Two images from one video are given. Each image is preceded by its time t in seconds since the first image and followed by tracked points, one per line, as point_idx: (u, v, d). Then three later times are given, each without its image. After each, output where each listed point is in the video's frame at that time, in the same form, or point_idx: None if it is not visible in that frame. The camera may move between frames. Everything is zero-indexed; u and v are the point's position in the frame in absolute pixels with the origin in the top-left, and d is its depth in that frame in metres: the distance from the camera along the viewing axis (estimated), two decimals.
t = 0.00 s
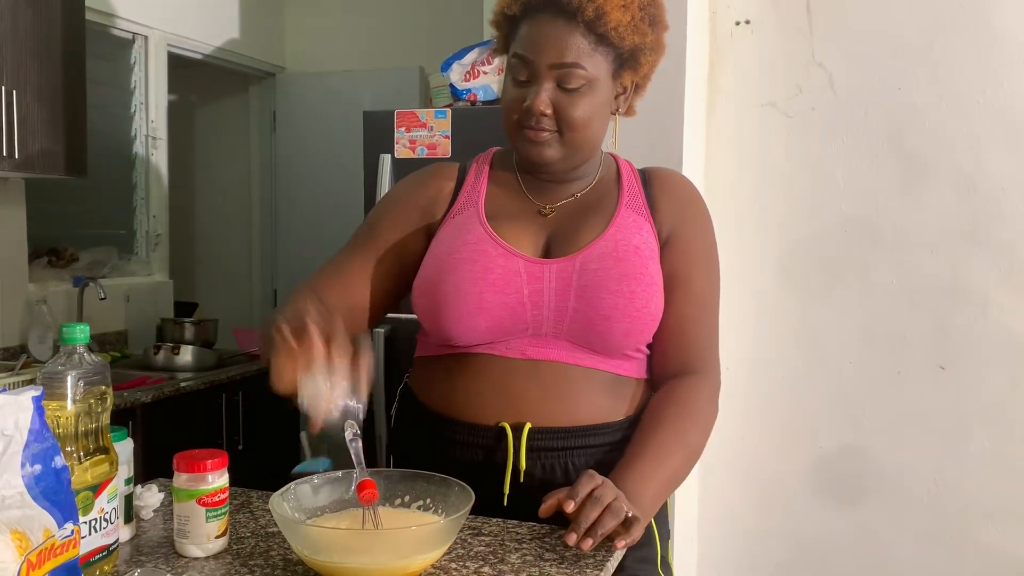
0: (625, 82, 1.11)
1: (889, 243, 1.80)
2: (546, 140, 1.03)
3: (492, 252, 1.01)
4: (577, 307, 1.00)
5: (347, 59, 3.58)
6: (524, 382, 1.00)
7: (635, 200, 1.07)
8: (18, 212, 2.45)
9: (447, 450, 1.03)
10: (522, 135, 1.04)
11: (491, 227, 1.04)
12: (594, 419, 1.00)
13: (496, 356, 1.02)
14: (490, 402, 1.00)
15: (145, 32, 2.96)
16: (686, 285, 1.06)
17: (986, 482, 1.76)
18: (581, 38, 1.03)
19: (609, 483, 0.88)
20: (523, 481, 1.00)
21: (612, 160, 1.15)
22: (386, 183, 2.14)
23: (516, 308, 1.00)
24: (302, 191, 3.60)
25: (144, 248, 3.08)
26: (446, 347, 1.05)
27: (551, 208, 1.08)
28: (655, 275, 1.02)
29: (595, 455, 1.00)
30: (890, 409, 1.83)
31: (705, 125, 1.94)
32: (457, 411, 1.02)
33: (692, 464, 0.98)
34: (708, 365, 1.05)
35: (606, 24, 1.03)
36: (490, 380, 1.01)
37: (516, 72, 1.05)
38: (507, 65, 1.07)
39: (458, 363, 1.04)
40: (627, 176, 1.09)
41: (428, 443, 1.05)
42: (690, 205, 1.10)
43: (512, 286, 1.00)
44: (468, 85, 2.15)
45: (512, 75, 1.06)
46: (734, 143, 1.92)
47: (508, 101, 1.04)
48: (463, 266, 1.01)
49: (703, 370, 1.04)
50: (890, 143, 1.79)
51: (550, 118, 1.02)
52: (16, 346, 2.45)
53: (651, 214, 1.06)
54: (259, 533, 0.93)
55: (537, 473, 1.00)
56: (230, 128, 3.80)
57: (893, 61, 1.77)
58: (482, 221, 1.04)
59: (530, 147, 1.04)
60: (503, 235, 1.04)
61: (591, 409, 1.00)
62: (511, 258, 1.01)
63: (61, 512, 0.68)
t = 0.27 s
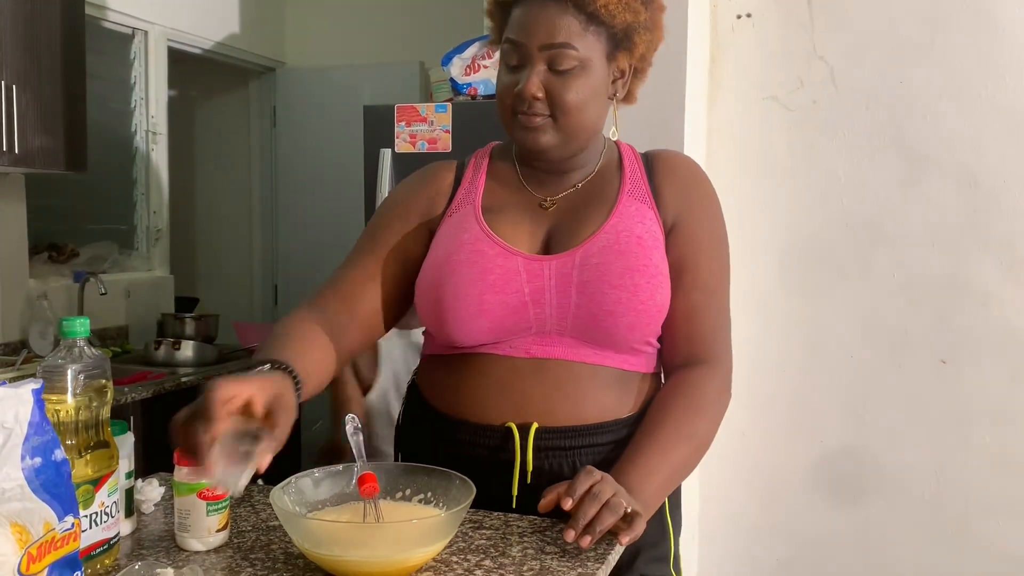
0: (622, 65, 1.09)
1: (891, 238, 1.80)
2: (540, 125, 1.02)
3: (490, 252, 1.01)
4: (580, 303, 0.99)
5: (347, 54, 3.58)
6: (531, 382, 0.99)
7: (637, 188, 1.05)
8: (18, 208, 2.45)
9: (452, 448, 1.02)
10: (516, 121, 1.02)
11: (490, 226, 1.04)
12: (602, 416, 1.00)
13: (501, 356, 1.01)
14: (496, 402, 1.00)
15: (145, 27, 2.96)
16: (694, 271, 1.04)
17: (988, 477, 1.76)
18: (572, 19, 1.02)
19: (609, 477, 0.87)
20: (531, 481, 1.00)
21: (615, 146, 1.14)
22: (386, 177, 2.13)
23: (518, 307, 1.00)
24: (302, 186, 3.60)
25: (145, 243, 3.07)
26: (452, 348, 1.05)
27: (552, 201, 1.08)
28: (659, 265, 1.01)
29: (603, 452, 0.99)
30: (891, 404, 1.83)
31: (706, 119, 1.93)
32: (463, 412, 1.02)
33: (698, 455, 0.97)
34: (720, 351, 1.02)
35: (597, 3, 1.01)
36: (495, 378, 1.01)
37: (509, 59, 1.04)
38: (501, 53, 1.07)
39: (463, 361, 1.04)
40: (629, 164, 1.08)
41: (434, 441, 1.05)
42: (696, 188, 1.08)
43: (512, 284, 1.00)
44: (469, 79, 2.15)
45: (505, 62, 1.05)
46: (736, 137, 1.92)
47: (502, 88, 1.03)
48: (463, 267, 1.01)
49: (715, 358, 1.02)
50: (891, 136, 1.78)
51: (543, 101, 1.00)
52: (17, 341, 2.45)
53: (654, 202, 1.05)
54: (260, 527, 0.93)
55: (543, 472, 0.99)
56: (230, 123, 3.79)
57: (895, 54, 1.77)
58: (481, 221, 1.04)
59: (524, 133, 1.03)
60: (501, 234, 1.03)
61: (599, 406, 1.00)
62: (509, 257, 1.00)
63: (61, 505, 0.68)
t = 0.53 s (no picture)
0: (625, 47, 1.04)
1: (892, 232, 1.80)
2: (543, 115, 0.99)
3: (500, 255, 0.98)
4: (594, 304, 0.98)
5: (347, 48, 3.57)
6: (541, 382, 0.98)
7: (648, 176, 1.02)
8: (18, 203, 2.44)
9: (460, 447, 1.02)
10: (518, 111, 1.00)
11: (498, 225, 1.01)
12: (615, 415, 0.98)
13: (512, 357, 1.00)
14: (506, 403, 0.99)
15: (145, 21, 2.94)
16: (707, 259, 1.00)
17: (988, 471, 1.76)
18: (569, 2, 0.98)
19: (611, 475, 0.86)
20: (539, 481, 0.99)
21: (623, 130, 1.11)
22: (387, 173, 2.13)
23: (531, 310, 0.98)
24: (302, 182, 3.59)
25: (146, 238, 3.05)
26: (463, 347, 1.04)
27: (561, 194, 1.05)
28: (673, 257, 0.98)
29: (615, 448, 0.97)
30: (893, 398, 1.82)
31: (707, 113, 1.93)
32: (470, 412, 1.01)
33: (707, 449, 0.94)
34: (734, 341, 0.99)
35: None
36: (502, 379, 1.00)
37: (507, 47, 1.01)
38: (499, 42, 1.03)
39: (470, 359, 1.03)
40: (638, 150, 1.05)
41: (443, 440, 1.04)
42: (707, 172, 1.04)
43: (525, 289, 0.98)
44: (469, 74, 2.15)
45: (503, 50, 1.02)
46: (737, 132, 1.91)
47: (502, 77, 1.00)
48: (471, 271, 0.99)
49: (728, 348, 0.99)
50: (893, 131, 1.78)
51: (544, 90, 0.97)
52: (18, 336, 2.45)
53: (665, 189, 1.02)
54: (261, 521, 0.93)
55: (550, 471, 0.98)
56: (231, 119, 3.78)
57: (896, 49, 1.76)
58: (488, 221, 1.01)
59: (526, 123, 1.00)
60: (512, 235, 1.01)
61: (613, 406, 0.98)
62: (519, 260, 0.98)
63: (62, 499, 0.68)
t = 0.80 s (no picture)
0: (650, 32, 1.02)
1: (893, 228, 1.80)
2: (568, 109, 0.98)
3: (509, 234, 0.98)
4: (603, 285, 0.94)
5: (348, 44, 3.56)
6: (549, 371, 0.95)
7: (671, 160, 0.98)
8: (19, 199, 2.44)
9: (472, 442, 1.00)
10: (542, 104, 0.99)
11: (509, 205, 1.01)
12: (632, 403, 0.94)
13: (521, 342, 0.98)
14: (517, 391, 0.97)
15: (145, 17, 2.94)
16: (737, 250, 0.95)
17: (989, 467, 1.76)
18: None
19: (613, 478, 0.86)
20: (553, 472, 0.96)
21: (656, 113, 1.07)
22: (388, 168, 2.13)
23: (539, 290, 0.96)
24: (302, 178, 3.59)
25: (146, 234, 3.05)
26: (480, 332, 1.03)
27: (580, 177, 1.03)
28: (691, 243, 0.94)
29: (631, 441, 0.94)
30: (894, 394, 1.82)
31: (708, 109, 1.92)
32: (486, 403, 0.99)
33: (728, 446, 0.92)
34: (769, 334, 0.94)
35: None
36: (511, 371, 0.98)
37: (529, 40, 1.00)
38: (522, 33, 1.03)
39: (479, 350, 1.03)
40: (665, 133, 1.01)
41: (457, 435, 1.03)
42: (738, 154, 0.97)
43: (532, 267, 0.97)
44: (470, 69, 2.15)
45: (525, 43, 1.01)
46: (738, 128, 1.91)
47: (525, 70, 1.00)
48: (483, 248, 0.99)
49: (763, 342, 0.94)
50: (895, 127, 1.77)
51: (568, 84, 0.97)
52: (18, 332, 2.45)
53: (688, 173, 0.97)
54: (263, 516, 0.93)
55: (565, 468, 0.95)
56: (231, 114, 3.78)
57: (897, 45, 1.76)
58: (500, 200, 1.01)
59: (552, 116, 1.00)
60: (524, 215, 1.00)
61: (630, 393, 0.94)
62: (529, 237, 0.97)
63: (64, 493, 0.67)
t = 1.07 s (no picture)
0: (672, 40, 0.99)
1: (891, 229, 1.80)
2: (591, 121, 0.98)
3: (506, 232, 1.00)
4: (583, 291, 0.93)
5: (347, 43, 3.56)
6: (532, 366, 0.96)
7: (690, 182, 0.94)
8: (19, 198, 2.45)
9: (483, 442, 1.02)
10: (568, 117, 1.00)
11: (515, 210, 1.03)
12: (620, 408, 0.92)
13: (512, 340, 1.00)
14: (510, 386, 0.98)
15: (145, 15, 2.94)
16: (760, 280, 0.88)
17: (986, 468, 1.77)
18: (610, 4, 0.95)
19: (612, 475, 0.79)
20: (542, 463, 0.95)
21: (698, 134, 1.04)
22: (387, 168, 2.13)
23: (524, 289, 0.97)
24: (301, 176, 3.60)
25: (145, 232, 3.06)
26: (490, 329, 1.06)
27: (597, 186, 1.03)
28: (685, 263, 0.90)
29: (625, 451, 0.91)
30: (892, 395, 1.82)
31: (706, 108, 1.92)
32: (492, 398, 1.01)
33: (748, 475, 0.84)
34: (810, 365, 0.86)
35: None
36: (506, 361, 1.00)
37: (554, 54, 1.01)
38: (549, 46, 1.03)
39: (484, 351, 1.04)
40: (693, 154, 0.97)
41: (472, 439, 1.04)
42: (771, 176, 0.91)
43: (519, 265, 0.97)
44: (470, 69, 2.16)
45: (551, 57, 1.02)
46: (735, 129, 1.92)
47: (551, 84, 1.00)
48: (484, 244, 1.01)
49: (802, 373, 0.86)
50: (893, 128, 1.77)
51: (590, 96, 0.96)
52: (17, 330, 2.45)
53: (705, 199, 0.93)
54: (260, 516, 0.93)
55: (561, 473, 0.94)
56: (230, 113, 3.78)
57: (895, 45, 1.76)
58: (508, 203, 1.05)
59: (579, 129, 1.00)
60: (527, 217, 1.02)
61: (620, 400, 0.92)
62: (521, 237, 0.98)
63: (60, 494, 0.68)
